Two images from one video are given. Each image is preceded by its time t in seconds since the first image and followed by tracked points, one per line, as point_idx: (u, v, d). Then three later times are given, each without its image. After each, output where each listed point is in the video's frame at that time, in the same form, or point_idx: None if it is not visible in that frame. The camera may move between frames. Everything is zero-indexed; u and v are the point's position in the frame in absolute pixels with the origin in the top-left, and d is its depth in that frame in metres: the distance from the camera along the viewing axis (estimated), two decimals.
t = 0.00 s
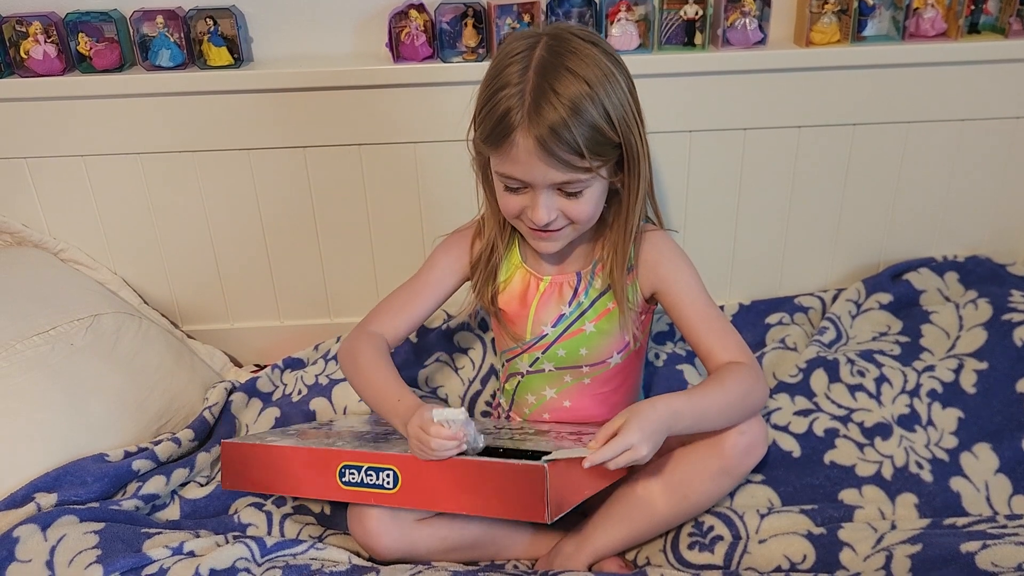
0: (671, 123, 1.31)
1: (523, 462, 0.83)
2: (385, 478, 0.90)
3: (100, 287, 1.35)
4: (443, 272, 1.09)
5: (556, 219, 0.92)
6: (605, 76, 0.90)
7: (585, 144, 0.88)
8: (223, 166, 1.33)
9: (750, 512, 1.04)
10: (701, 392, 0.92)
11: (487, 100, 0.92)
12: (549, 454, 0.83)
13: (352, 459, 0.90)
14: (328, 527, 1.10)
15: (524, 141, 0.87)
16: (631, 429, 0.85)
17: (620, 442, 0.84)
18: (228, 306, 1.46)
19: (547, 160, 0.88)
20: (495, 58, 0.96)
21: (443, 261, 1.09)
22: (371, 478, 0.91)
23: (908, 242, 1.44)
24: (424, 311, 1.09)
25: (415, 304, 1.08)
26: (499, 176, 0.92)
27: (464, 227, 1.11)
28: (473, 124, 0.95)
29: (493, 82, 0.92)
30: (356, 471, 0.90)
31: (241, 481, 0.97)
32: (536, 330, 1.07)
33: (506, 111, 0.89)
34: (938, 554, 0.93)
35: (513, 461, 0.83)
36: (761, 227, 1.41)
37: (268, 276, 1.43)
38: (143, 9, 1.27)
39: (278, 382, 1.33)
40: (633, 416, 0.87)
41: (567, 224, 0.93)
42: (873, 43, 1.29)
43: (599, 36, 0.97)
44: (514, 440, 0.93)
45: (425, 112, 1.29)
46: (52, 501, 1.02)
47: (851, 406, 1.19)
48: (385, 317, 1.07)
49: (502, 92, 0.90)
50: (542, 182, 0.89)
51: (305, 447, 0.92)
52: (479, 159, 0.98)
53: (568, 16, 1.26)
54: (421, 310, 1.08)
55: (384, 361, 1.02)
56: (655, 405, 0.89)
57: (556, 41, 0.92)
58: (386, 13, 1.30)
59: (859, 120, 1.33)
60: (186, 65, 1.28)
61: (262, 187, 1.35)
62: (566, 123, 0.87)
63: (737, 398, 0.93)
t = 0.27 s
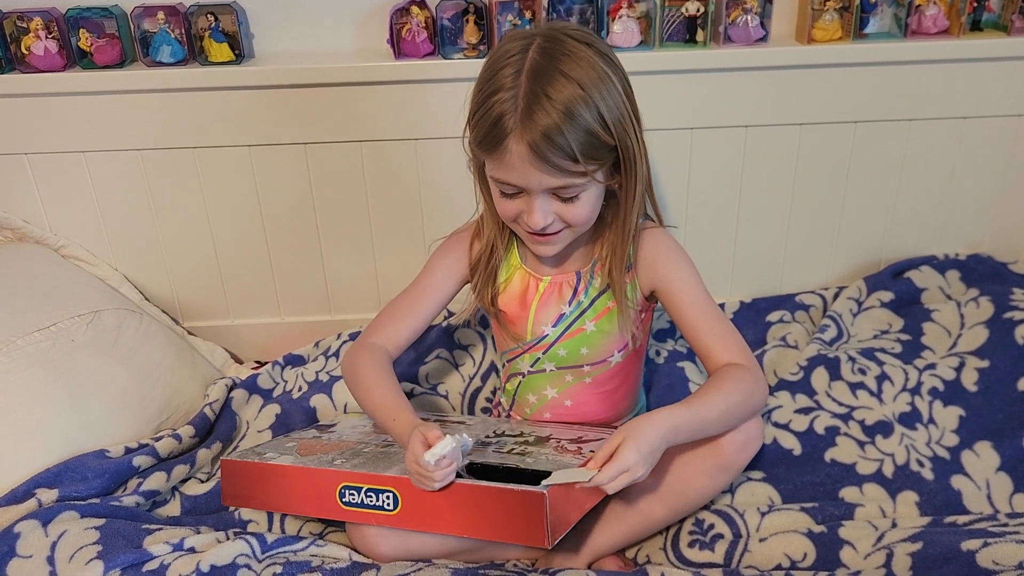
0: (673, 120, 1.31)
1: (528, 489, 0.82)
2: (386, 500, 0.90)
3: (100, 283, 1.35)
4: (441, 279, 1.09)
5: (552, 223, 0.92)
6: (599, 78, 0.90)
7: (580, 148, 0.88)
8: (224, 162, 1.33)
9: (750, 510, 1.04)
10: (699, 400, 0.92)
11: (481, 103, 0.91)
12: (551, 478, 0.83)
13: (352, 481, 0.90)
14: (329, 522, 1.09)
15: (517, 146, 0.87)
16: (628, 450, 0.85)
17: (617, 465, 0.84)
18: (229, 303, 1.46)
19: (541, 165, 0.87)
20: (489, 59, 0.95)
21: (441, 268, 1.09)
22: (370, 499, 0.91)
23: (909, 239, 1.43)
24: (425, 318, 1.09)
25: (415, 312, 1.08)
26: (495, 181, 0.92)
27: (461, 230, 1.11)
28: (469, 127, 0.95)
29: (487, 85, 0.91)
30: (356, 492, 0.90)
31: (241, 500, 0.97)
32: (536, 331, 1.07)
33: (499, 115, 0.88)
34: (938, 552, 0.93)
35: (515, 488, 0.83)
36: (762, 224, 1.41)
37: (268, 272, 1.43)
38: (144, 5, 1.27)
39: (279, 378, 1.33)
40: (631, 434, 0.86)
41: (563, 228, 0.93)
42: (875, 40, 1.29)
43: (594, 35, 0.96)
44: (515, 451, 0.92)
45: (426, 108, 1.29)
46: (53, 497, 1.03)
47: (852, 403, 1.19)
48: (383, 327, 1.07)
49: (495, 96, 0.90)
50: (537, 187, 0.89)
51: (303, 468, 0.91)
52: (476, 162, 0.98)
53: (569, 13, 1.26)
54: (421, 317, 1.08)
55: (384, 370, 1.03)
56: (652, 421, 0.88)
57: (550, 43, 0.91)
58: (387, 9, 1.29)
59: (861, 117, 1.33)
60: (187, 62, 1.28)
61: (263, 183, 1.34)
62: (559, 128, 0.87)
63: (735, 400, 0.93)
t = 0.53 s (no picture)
0: (675, 116, 1.31)
1: (532, 502, 0.81)
2: (391, 507, 0.89)
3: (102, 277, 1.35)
4: (441, 280, 1.08)
5: (547, 221, 0.91)
6: (592, 76, 0.89)
7: (573, 147, 0.88)
8: (226, 157, 1.33)
9: (751, 506, 1.04)
10: (702, 404, 0.92)
11: (474, 102, 0.91)
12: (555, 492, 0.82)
13: (357, 488, 0.89)
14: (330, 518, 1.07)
15: (510, 145, 0.87)
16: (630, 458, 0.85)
17: (619, 473, 0.84)
18: (230, 298, 1.46)
19: (534, 164, 0.87)
20: (483, 58, 0.95)
21: (440, 269, 1.09)
22: (375, 505, 0.89)
23: (911, 236, 1.43)
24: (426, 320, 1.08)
25: (416, 314, 1.07)
26: (489, 180, 0.91)
27: (459, 230, 1.11)
28: (463, 126, 0.95)
29: (480, 85, 0.91)
30: (361, 499, 0.89)
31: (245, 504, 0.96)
32: (537, 329, 1.07)
33: (493, 115, 0.88)
34: (940, 549, 0.93)
35: (521, 502, 0.81)
36: (764, 221, 1.41)
37: (270, 268, 1.43)
38: None
39: (280, 373, 1.33)
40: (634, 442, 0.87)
41: (559, 226, 0.93)
42: (878, 37, 1.29)
43: (588, 33, 0.96)
44: (518, 456, 0.91)
45: (428, 103, 1.29)
46: (54, 491, 1.03)
47: (854, 400, 1.19)
48: (383, 331, 1.07)
49: (489, 95, 0.89)
50: (532, 186, 0.89)
51: (308, 474, 0.91)
52: (471, 161, 0.98)
53: (571, 8, 1.25)
54: (421, 320, 1.08)
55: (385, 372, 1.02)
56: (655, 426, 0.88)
57: (543, 41, 0.91)
58: (389, 4, 1.29)
59: (863, 114, 1.32)
60: (189, 56, 1.28)
61: (265, 179, 1.34)
62: (552, 127, 0.86)
63: (740, 400, 0.93)
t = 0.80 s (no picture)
0: (677, 113, 1.31)
1: (531, 503, 0.81)
2: (391, 506, 0.89)
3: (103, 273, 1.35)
4: (441, 278, 1.09)
5: (545, 220, 0.91)
6: (588, 75, 0.89)
7: (569, 146, 0.87)
8: (227, 153, 1.32)
9: (753, 504, 1.04)
10: (703, 401, 0.92)
11: (471, 101, 0.91)
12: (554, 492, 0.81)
13: (357, 486, 0.89)
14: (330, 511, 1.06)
15: (505, 145, 0.87)
16: (630, 458, 0.85)
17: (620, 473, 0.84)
18: (231, 294, 1.45)
19: (530, 163, 0.87)
20: (480, 55, 0.95)
21: (440, 266, 1.09)
22: (375, 504, 0.89)
23: (913, 234, 1.43)
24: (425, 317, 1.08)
25: (415, 310, 1.07)
26: (487, 179, 0.91)
27: (458, 228, 1.11)
28: (461, 124, 0.94)
29: (476, 83, 0.91)
30: (360, 497, 0.89)
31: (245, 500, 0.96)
32: (536, 326, 1.07)
33: (488, 114, 0.88)
34: (942, 546, 0.93)
35: (519, 502, 0.81)
36: (766, 218, 1.40)
37: (271, 264, 1.42)
38: None
39: (281, 369, 1.33)
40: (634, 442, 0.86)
41: (557, 224, 0.93)
42: (881, 33, 1.28)
43: (586, 29, 0.95)
44: (518, 454, 0.90)
45: (430, 99, 1.28)
46: (55, 487, 1.03)
47: (856, 398, 1.19)
48: (383, 327, 1.07)
49: (485, 94, 0.89)
50: (528, 185, 0.89)
51: (308, 471, 0.90)
52: (469, 159, 0.97)
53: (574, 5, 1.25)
54: (420, 318, 1.08)
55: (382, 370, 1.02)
56: (656, 426, 0.88)
57: (539, 38, 0.90)
58: None
59: (865, 111, 1.32)
60: (190, 52, 1.28)
61: (267, 175, 1.34)
62: (547, 126, 0.86)
63: (741, 398, 0.93)
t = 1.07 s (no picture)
0: (679, 111, 1.30)
1: (531, 507, 0.81)
2: (389, 505, 0.88)
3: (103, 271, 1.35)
4: (438, 275, 1.09)
5: (544, 219, 0.91)
6: (586, 73, 0.88)
7: (568, 145, 0.87)
8: (228, 150, 1.32)
9: (754, 503, 1.04)
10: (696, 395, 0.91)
11: (469, 100, 0.91)
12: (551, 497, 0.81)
13: (355, 483, 0.88)
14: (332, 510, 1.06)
15: (503, 144, 0.87)
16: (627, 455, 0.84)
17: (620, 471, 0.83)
18: (232, 292, 1.45)
19: (528, 162, 0.86)
20: (478, 54, 0.95)
21: (437, 264, 1.09)
22: (373, 503, 0.89)
23: (915, 233, 1.43)
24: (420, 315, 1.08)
25: (411, 309, 1.08)
26: (485, 178, 0.91)
27: (457, 225, 1.11)
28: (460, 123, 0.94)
29: (474, 82, 0.91)
30: (359, 495, 0.89)
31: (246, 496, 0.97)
32: (536, 325, 1.07)
33: (486, 113, 0.88)
34: (943, 546, 0.92)
35: (518, 506, 0.81)
36: (768, 216, 1.40)
37: (272, 261, 1.42)
38: None
39: (282, 367, 1.33)
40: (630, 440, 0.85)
41: (556, 223, 0.92)
42: (884, 31, 1.28)
43: (583, 27, 0.95)
44: (517, 455, 0.90)
45: (431, 97, 1.28)
46: (55, 484, 1.02)
47: (857, 397, 1.18)
48: (380, 323, 1.08)
49: (482, 93, 0.89)
50: (527, 184, 0.88)
51: (306, 468, 0.90)
52: (468, 159, 0.97)
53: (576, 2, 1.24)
54: (416, 315, 1.08)
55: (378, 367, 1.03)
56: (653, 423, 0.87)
57: (536, 37, 0.90)
58: None
59: (868, 109, 1.32)
60: (191, 49, 1.28)
61: (268, 171, 1.34)
62: (545, 125, 0.86)
63: (740, 393, 0.92)
